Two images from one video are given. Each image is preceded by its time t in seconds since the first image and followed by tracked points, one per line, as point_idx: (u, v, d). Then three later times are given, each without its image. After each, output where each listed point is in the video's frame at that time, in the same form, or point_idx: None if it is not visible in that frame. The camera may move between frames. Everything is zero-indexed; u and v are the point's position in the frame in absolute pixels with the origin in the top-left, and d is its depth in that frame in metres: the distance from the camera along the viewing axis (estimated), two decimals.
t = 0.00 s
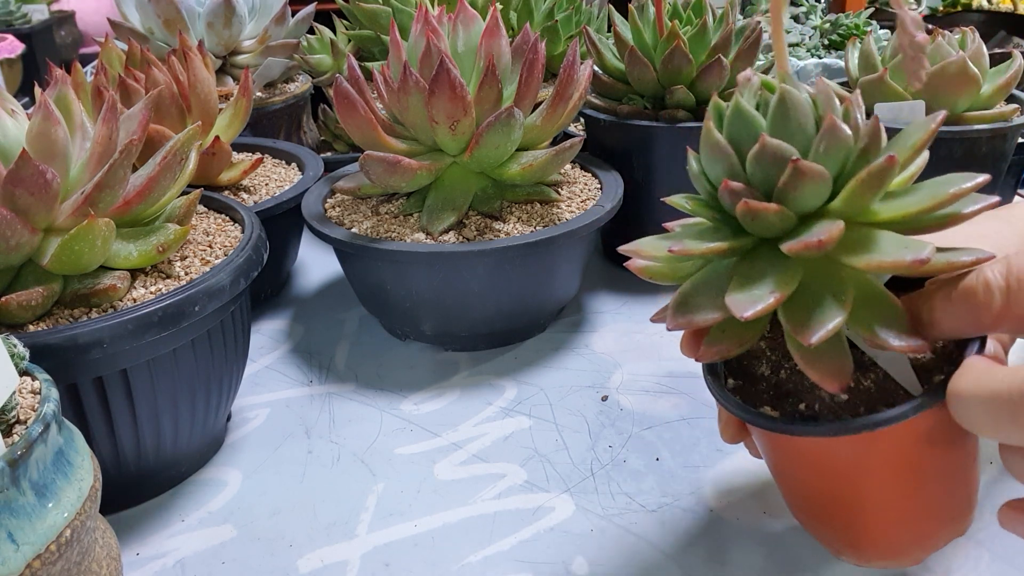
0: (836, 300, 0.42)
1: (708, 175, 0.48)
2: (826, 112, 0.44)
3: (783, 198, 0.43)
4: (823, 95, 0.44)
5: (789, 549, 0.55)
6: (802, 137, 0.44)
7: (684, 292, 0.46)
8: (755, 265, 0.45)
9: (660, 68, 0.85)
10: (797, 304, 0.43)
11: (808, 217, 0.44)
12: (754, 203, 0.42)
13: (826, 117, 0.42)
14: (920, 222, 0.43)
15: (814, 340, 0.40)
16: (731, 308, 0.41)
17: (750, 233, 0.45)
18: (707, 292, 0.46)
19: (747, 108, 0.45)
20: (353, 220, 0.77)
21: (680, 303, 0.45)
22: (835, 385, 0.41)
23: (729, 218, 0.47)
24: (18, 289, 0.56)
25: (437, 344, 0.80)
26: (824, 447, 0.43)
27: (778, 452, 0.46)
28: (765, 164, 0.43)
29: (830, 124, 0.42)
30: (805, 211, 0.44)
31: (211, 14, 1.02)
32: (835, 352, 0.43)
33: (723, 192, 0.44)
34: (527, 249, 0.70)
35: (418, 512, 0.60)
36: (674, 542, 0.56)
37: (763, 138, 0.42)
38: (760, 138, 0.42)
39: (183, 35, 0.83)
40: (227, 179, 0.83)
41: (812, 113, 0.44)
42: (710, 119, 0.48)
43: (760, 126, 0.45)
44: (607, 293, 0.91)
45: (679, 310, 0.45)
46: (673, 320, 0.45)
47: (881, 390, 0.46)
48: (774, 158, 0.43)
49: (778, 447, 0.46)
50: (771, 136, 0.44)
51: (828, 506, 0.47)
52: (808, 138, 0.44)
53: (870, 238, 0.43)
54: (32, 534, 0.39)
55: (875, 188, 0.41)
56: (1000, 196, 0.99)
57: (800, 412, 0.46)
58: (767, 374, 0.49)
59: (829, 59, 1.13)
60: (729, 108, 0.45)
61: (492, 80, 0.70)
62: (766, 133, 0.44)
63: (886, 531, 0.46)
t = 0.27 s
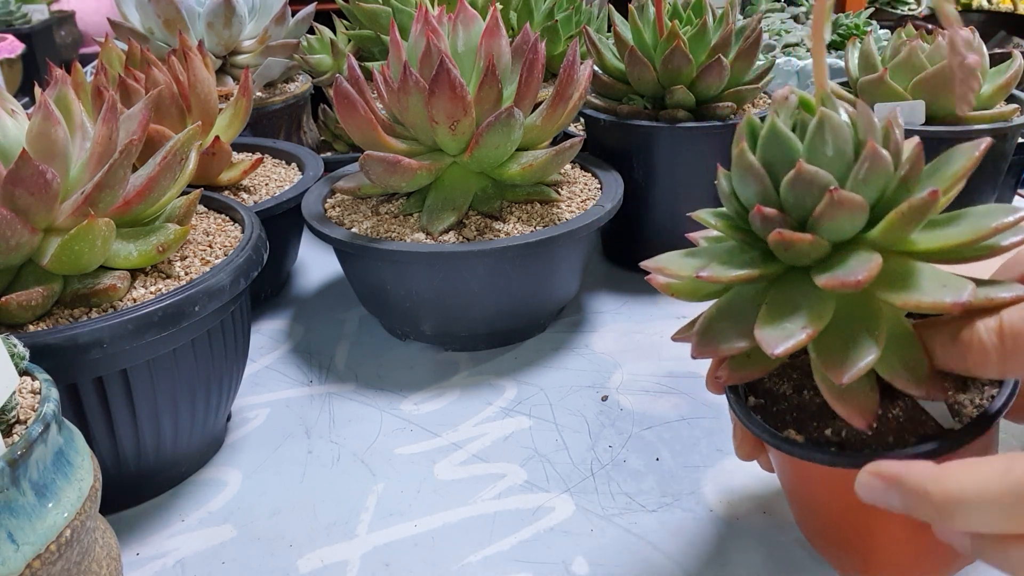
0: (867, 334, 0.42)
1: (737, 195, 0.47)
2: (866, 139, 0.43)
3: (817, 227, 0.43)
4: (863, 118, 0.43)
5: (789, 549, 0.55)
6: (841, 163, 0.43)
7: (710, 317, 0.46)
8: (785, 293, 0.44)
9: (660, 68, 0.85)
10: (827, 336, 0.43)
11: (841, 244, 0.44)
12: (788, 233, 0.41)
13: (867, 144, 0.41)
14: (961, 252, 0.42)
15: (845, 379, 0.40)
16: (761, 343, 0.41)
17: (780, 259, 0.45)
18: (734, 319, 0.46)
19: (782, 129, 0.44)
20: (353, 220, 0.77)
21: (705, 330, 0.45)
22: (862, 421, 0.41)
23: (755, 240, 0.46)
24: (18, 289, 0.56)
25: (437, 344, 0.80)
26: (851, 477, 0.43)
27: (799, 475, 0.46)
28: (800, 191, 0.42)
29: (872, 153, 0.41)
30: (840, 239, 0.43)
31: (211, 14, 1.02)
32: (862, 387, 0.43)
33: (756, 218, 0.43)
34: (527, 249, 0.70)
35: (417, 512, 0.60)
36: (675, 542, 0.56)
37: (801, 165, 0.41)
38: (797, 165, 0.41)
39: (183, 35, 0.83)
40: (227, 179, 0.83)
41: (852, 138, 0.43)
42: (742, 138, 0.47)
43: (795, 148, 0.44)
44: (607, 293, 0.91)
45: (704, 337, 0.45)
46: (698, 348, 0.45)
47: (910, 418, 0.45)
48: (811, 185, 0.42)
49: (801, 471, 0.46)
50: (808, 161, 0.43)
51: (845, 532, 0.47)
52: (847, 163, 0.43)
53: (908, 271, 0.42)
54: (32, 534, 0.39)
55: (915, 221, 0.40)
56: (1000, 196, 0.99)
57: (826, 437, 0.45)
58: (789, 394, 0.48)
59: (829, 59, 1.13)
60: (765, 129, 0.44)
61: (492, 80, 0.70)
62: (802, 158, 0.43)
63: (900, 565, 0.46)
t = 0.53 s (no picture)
0: (891, 353, 0.42)
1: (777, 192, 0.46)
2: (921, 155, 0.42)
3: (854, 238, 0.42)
4: (921, 130, 0.42)
5: (788, 549, 0.55)
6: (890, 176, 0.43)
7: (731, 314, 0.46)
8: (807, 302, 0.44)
9: (660, 68, 0.85)
10: (849, 351, 0.43)
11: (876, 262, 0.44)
12: (825, 241, 0.41)
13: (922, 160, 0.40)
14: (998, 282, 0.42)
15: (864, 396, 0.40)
16: (783, 351, 0.41)
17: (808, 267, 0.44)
18: (756, 319, 0.45)
19: (835, 132, 0.43)
20: (353, 220, 0.77)
21: (725, 324, 0.45)
22: (865, 439, 0.41)
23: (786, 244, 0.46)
24: (18, 289, 0.56)
25: (437, 344, 0.80)
26: (854, 490, 0.43)
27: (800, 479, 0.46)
28: (843, 199, 0.42)
29: (926, 170, 0.40)
30: (872, 254, 0.43)
31: (211, 14, 1.02)
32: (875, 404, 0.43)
33: (794, 219, 0.43)
34: (527, 249, 0.70)
35: (417, 512, 0.60)
36: (675, 542, 0.56)
37: (849, 172, 0.41)
38: (846, 172, 0.41)
39: (183, 35, 0.83)
40: (227, 179, 0.83)
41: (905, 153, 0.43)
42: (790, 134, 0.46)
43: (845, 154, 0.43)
44: (607, 293, 0.91)
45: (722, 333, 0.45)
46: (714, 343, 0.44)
47: (919, 437, 0.44)
48: (857, 194, 0.42)
49: (803, 476, 0.46)
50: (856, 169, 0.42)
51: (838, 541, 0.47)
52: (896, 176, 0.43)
53: (944, 298, 0.42)
54: (32, 534, 0.39)
55: (960, 245, 0.40)
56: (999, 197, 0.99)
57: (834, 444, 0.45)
58: (798, 396, 0.49)
59: (829, 59, 1.13)
60: (815, 129, 0.44)
61: (492, 80, 0.70)
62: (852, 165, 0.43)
63: None
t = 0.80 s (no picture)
0: (886, 367, 0.42)
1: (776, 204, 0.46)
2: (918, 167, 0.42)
3: (850, 251, 0.42)
4: (921, 143, 0.42)
5: (789, 549, 0.55)
6: (886, 188, 0.42)
7: (731, 326, 0.46)
8: (806, 314, 0.44)
9: (660, 68, 0.85)
10: (846, 363, 0.43)
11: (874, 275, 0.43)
12: (819, 253, 0.41)
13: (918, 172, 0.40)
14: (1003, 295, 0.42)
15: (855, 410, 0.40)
16: (774, 362, 0.41)
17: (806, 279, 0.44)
18: (754, 332, 0.46)
19: (832, 144, 0.43)
20: (353, 220, 0.77)
21: (723, 337, 0.45)
22: (861, 453, 0.41)
23: (786, 255, 0.46)
24: (18, 289, 0.56)
25: (437, 344, 0.80)
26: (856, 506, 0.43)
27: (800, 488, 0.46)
28: (838, 211, 0.42)
29: (923, 183, 0.40)
30: (869, 267, 0.43)
31: (211, 14, 1.02)
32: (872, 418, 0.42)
33: (790, 230, 0.43)
34: (527, 249, 0.70)
35: (417, 512, 0.60)
36: (676, 542, 0.56)
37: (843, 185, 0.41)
38: (840, 184, 0.41)
39: (183, 35, 0.83)
40: (227, 179, 0.83)
41: (902, 166, 0.42)
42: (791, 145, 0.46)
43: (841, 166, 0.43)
44: (607, 293, 0.91)
45: (720, 345, 0.45)
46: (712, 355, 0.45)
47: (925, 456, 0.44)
48: (852, 207, 0.42)
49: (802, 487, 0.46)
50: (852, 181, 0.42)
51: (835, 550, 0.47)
52: (893, 188, 0.43)
53: (943, 311, 0.41)
54: (32, 534, 0.39)
55: (957, 259, 0.40)
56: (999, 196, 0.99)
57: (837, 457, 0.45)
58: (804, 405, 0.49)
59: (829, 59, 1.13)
60: (813, 141, 0.44)
61: (492, 80, 0.70)
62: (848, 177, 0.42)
63: None
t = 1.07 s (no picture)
0: (888, 377, 0.42)
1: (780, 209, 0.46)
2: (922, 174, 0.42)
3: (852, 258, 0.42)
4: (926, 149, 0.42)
5: (789, 549, 0.55)
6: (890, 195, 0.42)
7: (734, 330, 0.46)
8: (808, 322, 0.44)
9: (660, 68, 0.85)
10: (848, 371, 0.43)
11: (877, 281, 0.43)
12: (820, 263, 0.41)
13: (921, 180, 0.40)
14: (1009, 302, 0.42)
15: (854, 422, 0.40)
16: (772, 373, 0.41)
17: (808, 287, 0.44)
18: (757, 338, 0.46)
19: (835, 150, 0.43)
20: (353, 220, 0.77)
21: (726, 341, 0.46)
22: (864, 461, 0.41)
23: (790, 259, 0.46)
24: (18, 290, 0.56)
25: (437, 344, 0.80)
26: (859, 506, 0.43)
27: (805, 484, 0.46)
28: (839, 219, 0.42)
29: (927, 191, 0.40)
30: (872, 273, 0.43)
31: (211, 14, 1.02)
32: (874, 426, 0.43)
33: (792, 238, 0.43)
34: (527, 249, 0.70)
35: (417, 512, 0.60)
36: (676, 542, 0.56)
37: (845, 193, 0.41)
38: (842, 193, 0.41)
39: (183, 35, 0.82)
40: (227, 179, 0.83)
41: (907, 172, 0.42)
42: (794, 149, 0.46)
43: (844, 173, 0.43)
44: (607, 293, 0.91)
45: (722, 351, 0.45)
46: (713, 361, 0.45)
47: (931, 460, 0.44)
48: (854, 215, 0.41)
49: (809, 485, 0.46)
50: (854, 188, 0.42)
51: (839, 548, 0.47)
52: (897, 195, 0.42)
53: (947, 317, 0.41)
54: (32, 534, 0.39)
55: (962, 268, 0.40)
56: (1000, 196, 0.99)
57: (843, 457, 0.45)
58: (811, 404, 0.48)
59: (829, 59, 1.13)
60: (816, 147, 0.43)
61: (492, 80, 0.70)
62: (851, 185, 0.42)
63: None
